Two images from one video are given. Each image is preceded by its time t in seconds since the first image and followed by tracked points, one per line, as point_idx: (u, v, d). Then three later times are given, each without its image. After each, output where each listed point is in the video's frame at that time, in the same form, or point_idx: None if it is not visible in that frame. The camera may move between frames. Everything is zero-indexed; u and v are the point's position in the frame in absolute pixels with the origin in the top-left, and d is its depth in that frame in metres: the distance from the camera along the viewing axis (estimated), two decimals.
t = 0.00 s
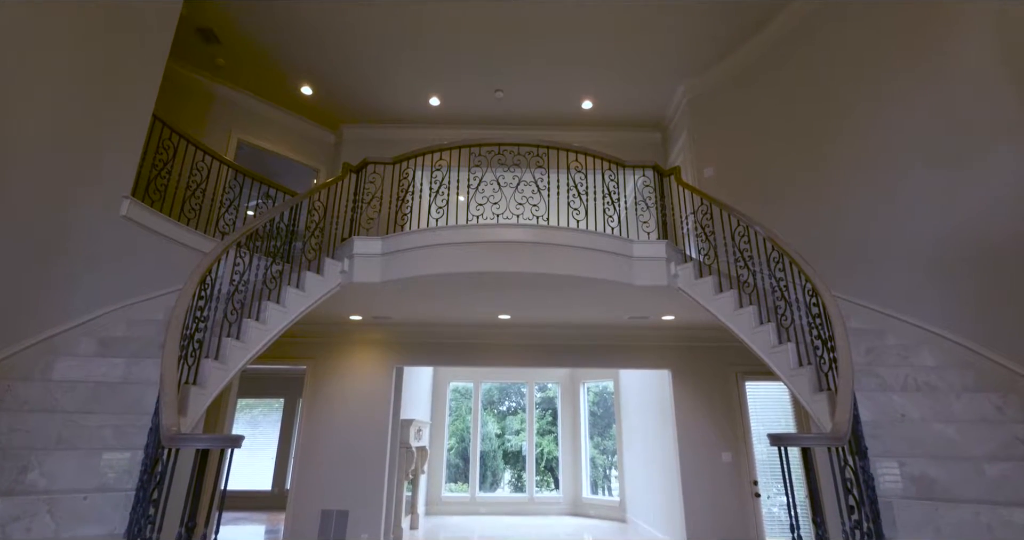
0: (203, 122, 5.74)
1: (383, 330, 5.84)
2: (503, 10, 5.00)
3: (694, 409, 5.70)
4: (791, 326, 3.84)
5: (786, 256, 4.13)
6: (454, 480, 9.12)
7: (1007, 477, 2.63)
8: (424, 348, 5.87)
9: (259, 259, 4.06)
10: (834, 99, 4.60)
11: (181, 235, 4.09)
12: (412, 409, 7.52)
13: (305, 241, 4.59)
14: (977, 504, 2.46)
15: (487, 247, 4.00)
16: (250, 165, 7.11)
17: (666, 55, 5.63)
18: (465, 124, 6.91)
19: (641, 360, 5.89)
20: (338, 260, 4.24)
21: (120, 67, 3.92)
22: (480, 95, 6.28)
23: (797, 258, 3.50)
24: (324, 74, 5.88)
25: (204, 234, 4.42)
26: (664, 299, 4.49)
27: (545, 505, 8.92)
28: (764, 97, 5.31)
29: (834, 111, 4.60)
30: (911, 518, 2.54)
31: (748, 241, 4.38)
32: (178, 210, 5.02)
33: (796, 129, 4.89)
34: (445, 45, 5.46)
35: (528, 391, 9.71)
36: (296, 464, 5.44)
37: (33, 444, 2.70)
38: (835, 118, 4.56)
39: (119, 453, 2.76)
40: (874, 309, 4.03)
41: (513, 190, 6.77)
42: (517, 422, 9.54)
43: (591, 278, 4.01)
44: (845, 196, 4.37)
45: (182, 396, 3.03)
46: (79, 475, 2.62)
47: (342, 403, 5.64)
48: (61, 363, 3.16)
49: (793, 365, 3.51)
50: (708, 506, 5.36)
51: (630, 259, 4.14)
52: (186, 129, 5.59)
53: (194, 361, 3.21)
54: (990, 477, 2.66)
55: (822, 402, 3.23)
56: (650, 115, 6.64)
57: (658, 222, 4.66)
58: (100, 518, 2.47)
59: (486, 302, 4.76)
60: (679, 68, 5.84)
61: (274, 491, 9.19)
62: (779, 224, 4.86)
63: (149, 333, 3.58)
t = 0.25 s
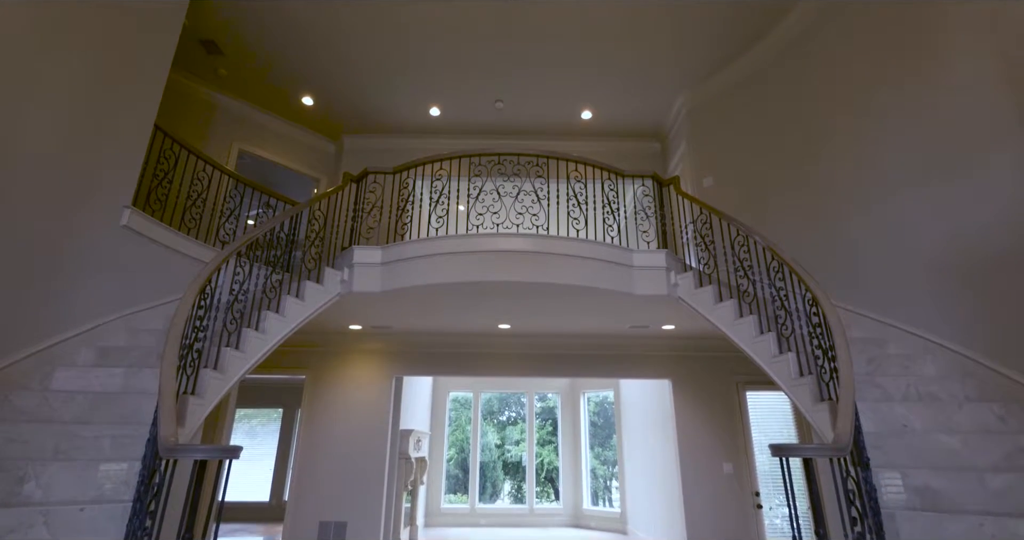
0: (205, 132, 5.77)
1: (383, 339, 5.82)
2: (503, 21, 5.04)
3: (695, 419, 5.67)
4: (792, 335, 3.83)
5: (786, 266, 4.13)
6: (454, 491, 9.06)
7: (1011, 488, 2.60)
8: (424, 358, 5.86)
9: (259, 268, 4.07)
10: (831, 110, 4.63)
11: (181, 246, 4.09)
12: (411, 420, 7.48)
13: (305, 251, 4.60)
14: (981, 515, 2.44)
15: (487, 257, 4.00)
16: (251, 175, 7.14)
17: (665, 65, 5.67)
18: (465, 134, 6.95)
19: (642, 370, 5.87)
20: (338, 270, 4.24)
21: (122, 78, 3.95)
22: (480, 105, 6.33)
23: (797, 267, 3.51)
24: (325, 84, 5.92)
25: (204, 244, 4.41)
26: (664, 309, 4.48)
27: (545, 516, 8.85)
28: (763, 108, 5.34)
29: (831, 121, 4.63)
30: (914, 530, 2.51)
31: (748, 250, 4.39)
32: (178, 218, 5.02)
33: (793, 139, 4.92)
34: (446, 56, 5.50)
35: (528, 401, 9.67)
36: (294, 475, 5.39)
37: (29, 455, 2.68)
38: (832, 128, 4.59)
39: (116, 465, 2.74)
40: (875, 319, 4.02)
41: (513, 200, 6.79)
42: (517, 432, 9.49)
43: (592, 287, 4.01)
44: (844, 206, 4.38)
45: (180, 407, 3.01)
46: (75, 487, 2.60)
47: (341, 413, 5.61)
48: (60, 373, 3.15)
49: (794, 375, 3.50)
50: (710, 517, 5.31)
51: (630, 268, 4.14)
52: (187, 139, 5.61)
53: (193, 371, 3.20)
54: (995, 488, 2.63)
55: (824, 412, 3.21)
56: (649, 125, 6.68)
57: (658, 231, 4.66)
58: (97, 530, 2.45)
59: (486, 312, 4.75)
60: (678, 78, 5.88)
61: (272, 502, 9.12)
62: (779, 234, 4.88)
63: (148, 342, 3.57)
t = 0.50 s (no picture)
0: (206, 142, 5.80)
1: (382, 349, 5.80)
2: (503, 33, 5.08)
3: (696, 430, 5.64)
4: (792, 345, 3.83)
5: (785, 276, 4.14)
6: (453, 502, 8.99)
7: (1015, 499, 2.58)
8: (423, 368, 5.84)
9: (259, 278, 4.07)
10: (828, 120, 4.66)
11: (181, 256, 4.10)
12: (411, 431, 7.43)
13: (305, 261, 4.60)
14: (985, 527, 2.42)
15: (487, 266, 4.00)
16: (251, 185, 7.16)
17: (664, 76, 5.71)
18: (464, 145, 6.99)
19: (642, 381, 5.85)
20: (338, 279, 4.24)
21: (125, 89, 3.96)
22: (479, 116, 6.37)
23: (796, 277, 3.51)
24: (326, 95, 5.95)
25: (204, 254, 4.42)
26: (664, 319, 4.48)
27: (545, 529, 8.77)
28: (761, 118, 5.37)
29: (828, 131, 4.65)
30: None
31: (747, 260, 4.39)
32: (178, 228, 5.03)
33: (791, 149, 4.95)
34: (446, 67, 5.54)
35: (528, 412, 9.62)
36: (292, 487, 5.35)
37: (25, 467, 2.66)
38: (829, 139, 4.61)
39: (113, 476, 2.72)
40: (876, 328, 4.01)
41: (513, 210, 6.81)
42: (517, 443, 9.43)
43: (591, 297, 4.00)
44: (842, 216, 4.39)
45: (178, 417, 2.99)
46: (71, 499, 2.58)
47: (340, 424, 5.58)
48: (58, 384, 3.13)
49: (795, 385, 3.48)
50: (712, 529, 5.26)
51: (630, 278, 4.14)
52: (188, 149, 5.64)
53: (192, 381, 3.18)
54: (998, 499, 2.61)
55: (825, 423, 3.20)
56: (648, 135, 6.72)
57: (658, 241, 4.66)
58: None
59: (486, 321, 4.75)
60: (677, 89, 5.92)
61: (270, 515, 9.04)
62: (779, 244, 4.89)
63: (147, 353, 3.55)
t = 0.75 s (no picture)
0: (207, 153, 5.82)
1: (381, 360, 5.78)
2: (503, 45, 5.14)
3: (697, 442, 5.60)
4: (793, 355, 3.81)
5: (786, 286, 4.14)
6: (452, 515, 8.91)
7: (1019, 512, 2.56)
8: (423, 379, 5.82)
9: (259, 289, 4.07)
10: (825, 131, 4.68)
11: (181, 266, 4.10)
12: (410, 442, 7.38)
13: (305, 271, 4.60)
14: None
15: (487, 277, 4.00)
16: (251, 196, 7.19)
17: (663, 87, 5.76)
18: (464, 155, 7.02)
19: (642, 392, 5.83)
20: (338, 290, 4.24)
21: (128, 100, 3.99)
22: (479, 127, 6.41)
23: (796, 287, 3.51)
24: (327, 106, 6.00)
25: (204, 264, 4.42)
26: (665, 329, 4.47)
27: None
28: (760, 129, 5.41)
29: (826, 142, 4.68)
30: None
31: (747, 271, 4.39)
32: (178, 239, 5.03)
33: (790, 160, 4.97)
34: (446, 79, 5.59)
35: (528, 423, 9.55)
36: (290, 499, 5.30)
37: (22, 479, 2.64)
38: (827, 150, 4.64)
39: (110, 489, 2.70)
40: (877, 339, 4.00)
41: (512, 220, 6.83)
42: (517, 455, 9.37)
43: (592, 307, 4.00)
44: (841, 226, 4.40)
45: (176, 429, 2.97)
46: (67, 511, 2.56)
47: (339, 435, 5.55)
48: (56, 395, 3.11)
49: (796, 396, 3.47)
50: None
51: (629, 288, 4.14)
52: (190, 160, 5.66)
53: (190, 392, 3.17)
54: (1002, 512, 2.59)
55: (827, 434, 3.18)
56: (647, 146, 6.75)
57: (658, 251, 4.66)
58: None
59: (486, 332, 4.74)
60: (676, 100, 5.98)
61: (267, 528, 8.95)
62: (778, 254, 4.89)
63: (145, 364, 3.54)
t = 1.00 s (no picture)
0: (208, 164, 5.85)
1: (380, 372, 5.76)
2: (501, 58, 5.19)
3: (698, 454, 5.57)
4: (793, 367, 3.80)
5: (785, 297, 4.14)
6: (451, 529, 8.82)
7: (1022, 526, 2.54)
8: (422, 390, 5.79)
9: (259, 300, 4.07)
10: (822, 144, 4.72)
11: (180, 277, 4.10)
12: (409, 455, 7.33)
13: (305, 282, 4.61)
14: None
15: (487, 288, 4.00)
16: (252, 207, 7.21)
17: (660, 99, 5.81)
18: (464, 167, 7.06)
19: (643, 403, 5.80)
20: (337, 301, 4.23)
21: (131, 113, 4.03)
22: (479, 139, 6.45)
23: (796, 298, 3.51)
24: (328, 118, 6.04)
25: (204, 276, 4.42)
26: (665, 340, 4.46)
27: None
28: (757, 141, 5.45)
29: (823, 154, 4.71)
30: None
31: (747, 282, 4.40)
32: (178, 249, 5.04)
33: (788, 172, 5.00)
34: (446, 92, 5.64)
35: (528, 435, 9.49)
36: (287, 512, 5.25)
37: (18, 492, 2.62)
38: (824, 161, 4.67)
39: (106, 502, 2.68)
40: (877, 351, 3.99)
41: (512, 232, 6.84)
42: (517, 467, 9.29)
43: (591, 318, 3.99)
44: (840, 237, 4.41)
45: (173, 441, 2.95)
46: (62, 525, 2.54)
47: (337, 447, 5.51)
48: (54, 406, 3.10)
49: (797, 408, 3.45)
50: None
51: (629, 299, 4.14)
52: (191, 171, 5.68)
53: (188, 403, 3.15)
54: (1006, 525, 2.57)
55: (829, 446, 3.16)
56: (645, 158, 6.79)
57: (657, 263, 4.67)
58: None
59: (486, 343, 4.73)
60: (674, 112, 6.02)
61: None
62: (777, 266, 4.91)
63: (144, 375, 3.53)
